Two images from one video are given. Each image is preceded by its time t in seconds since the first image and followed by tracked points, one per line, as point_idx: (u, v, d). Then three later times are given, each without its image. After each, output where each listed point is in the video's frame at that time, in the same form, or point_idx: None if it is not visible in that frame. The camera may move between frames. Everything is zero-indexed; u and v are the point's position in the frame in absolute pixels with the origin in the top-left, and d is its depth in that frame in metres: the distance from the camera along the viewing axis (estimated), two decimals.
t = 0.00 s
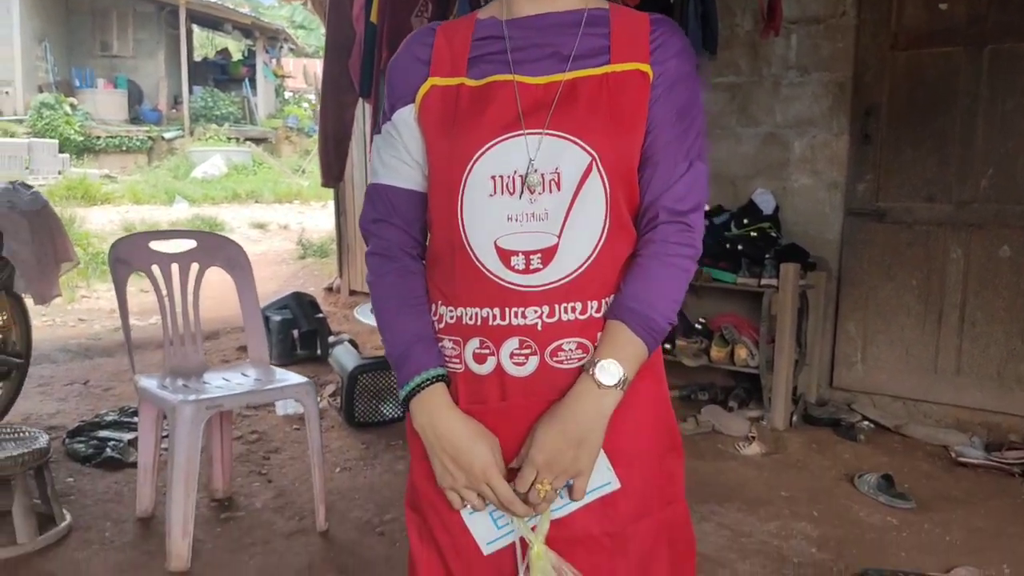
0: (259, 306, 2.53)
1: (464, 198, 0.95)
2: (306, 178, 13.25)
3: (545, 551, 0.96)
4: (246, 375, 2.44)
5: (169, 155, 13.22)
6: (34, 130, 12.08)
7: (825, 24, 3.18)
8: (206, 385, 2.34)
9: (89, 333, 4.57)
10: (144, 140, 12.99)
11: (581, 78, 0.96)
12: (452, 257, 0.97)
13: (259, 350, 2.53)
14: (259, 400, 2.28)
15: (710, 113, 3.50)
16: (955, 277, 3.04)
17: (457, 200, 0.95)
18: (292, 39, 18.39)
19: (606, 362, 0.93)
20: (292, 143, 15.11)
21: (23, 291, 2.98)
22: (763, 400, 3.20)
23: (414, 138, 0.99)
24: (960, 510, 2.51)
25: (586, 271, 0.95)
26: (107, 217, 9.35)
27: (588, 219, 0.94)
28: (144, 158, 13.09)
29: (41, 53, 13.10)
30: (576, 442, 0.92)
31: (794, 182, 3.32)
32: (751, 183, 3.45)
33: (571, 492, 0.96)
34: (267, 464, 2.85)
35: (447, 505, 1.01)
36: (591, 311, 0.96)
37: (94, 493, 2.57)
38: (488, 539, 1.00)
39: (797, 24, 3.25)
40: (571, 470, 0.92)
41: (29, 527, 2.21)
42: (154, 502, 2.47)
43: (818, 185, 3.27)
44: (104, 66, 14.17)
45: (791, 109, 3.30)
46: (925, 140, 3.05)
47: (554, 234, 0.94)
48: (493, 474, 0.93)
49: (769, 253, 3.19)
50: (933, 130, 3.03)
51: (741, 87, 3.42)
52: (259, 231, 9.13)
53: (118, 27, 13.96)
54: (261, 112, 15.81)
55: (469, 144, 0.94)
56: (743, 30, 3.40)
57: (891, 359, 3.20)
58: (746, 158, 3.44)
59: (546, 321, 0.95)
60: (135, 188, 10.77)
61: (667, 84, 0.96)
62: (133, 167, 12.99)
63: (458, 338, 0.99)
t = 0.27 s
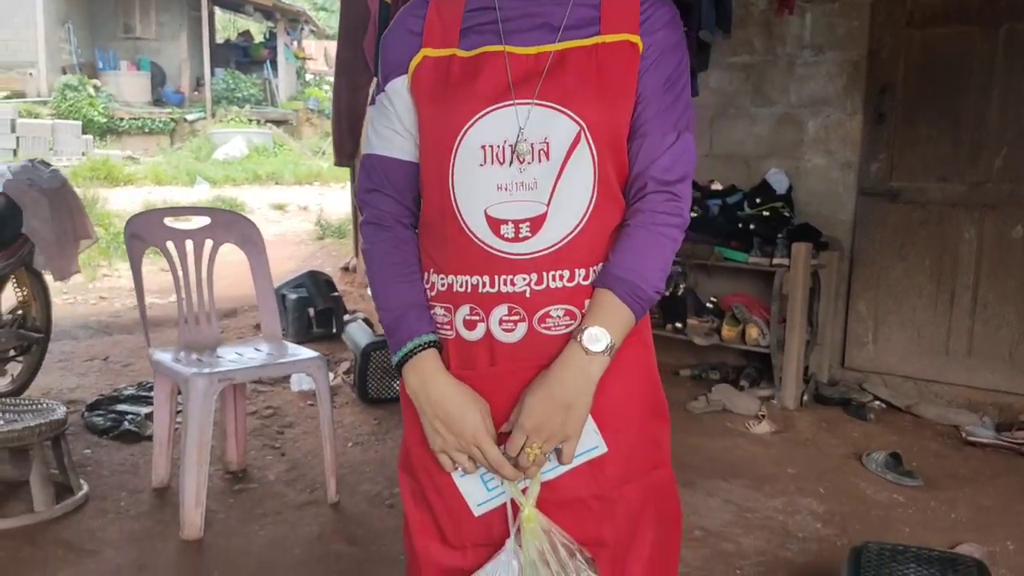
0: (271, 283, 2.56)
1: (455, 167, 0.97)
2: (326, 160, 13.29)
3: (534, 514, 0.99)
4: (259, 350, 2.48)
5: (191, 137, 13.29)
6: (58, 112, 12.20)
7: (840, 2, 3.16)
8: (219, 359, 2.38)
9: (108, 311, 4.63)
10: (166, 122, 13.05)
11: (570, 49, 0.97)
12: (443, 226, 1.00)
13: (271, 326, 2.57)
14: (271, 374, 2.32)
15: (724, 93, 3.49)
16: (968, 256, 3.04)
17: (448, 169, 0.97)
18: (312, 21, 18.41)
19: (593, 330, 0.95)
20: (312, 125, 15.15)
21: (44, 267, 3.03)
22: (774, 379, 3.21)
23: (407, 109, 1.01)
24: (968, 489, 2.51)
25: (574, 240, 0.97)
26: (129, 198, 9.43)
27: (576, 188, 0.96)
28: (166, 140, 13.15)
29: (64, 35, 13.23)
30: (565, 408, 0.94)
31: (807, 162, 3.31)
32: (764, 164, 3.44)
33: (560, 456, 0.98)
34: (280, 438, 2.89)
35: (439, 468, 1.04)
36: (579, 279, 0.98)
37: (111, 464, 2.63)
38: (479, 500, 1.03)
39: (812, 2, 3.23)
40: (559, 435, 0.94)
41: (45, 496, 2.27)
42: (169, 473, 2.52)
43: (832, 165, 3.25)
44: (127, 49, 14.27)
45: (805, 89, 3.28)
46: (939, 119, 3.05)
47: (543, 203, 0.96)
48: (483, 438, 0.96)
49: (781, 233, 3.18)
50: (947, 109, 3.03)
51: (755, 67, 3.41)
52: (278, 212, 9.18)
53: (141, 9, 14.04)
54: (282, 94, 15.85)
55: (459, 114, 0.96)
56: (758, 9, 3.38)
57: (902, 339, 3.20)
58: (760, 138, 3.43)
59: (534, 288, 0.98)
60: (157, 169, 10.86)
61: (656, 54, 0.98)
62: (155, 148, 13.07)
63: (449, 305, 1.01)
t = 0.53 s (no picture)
0: (279, 270, 2.59)
1: (442, 149, 0.99)
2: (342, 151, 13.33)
3: (522, 488, 1.01)
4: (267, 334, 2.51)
5: (207, 128, 13.35)
6: (77, 103, 12.30)
7: None
8: (227, 343, 2.42)
9: (124, 299, 4.68)
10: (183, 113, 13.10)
11: (554, 32, 0.99)
12: (431, 206, 1.02)
13: (279, 312, 2.60)
14: (279, 357, 2.35)
15: (733, 81, 3.49)
16: (975, 243, 3.05)
17: (435, 151, 0.99)
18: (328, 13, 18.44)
19: (577, 309, 0.96)
20: (328, 116, 15.18)
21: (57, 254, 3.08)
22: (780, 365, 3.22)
23: (395, 92, 1.03)
24: (972, 475, 2.52)
25: (559, 219, 0.99)
26: (146, 188, 9.49)
27: (560, 168, 0.98)
28: (184, 131, 13.21)
29: (83, 27, 13.33)
30: (550, 384, 0.96)
31: (815, 149, 3.30)
32: (772, 151, 3.43)
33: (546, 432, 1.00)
34: (289, 423, 2.93)
35: (429, 443, 1.06)
36: (563, 258, 1.00)
37: (124, 447, 2.67)
38: (468, 474, 1.05)
39: None
40: (545, 411, 0.96)
41: (58, 477, 2.32)
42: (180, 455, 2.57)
43: (840, 152, 3.25)
44: (144, 40, 14.36)
45: (813, 76, 3.28)
46: (947, 106, 3.05)
47: (528, 183, 0.98)
48: (471, 414, 0.98)
49: (788, 220, 3.19)
50: (955, 96, 3.04)
51: (763, 54, 3.40)
52: (293, 203, 9.22)
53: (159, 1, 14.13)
54: (298, 85, 15.89)
55: (446, 97, 0.98)
56: None
57: (909, 327, 3.21)
58: (768, 125, 3.43)
59: (519, 267, 1.00)
60: (174, 160, 10.93)
61: (639, 36, 0.99)
62: (173, 139, 13.13)
63: (437, 284, 1.04)
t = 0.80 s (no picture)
0: (288, 259, 2.63)
1: (434, 135, 1.02)
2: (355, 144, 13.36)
3: (512, 467, 1.03)
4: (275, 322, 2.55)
5: (222, 121, 13.44)
6: (93, 97, 12.42)
7: None
8: (236, 331, 2.46)
9: (138, 289, 4.75)
10: (198, 107, 13.14)
11: (543, 21, 1.01)
12: (424, 191, 1.05)
13: (287, 300, 2.64)
14: (286, 345, 2.39)
15: (739, 72, 3.51)
16: (981, 234, 3.05)
17: (428, 137, 1.02)
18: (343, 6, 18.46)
19: (564, 291, 0.98)
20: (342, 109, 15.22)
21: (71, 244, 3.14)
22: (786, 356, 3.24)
23: (390, 80, 1.06)
24: (973, 464, 2.53)
25: (548, 204, 1.02)
26: (160, 181, 9.57)
27: (549, 154, 1.01)
28: (198, 125, 13.20)
29: (99, 21, 13.44)
30: (539, 365, 0.98)
31: (821, 141, 3.31)
32: (778, 143, 3.44)
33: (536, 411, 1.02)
34: (298, 410, 2.98)
35: (422, 422, 1.09)
36: (552, 241, 1.03)
37: (136, 433, 2.72)
38: (461, 453, 1.08)
39: None
40: (535, 391, 0.98)
41: (70, 462, 2.37)
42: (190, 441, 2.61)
43: (846, 143, 3.25)
44: (160, 34, 14.47)
45: (819, 68, 3.29)
46: (953, 98, 3.06)
47: (517, 169, 1.01)
48: (462, 393, 1.00)
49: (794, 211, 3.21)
50: (960, 87, 3.04)
51: (770, 46, 3.42)
52: (306, 196, 9.27)
53: None
54: (312, 79, 15.94)
55: (438, 85, 1.01)
56: None
57: (915, 318, 3.22)
58: (775, 117, 3.44)
59: (510, 251, 1.03)
60: (188, 153, 11.02)
61: (627, 25, 1.02)
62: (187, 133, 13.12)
63: (430, 267, 1.07)
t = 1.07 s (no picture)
0: (301, 246, 2.66)
1: (435, 114, 1.03)
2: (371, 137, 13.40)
3: (512, 442, 1.05)
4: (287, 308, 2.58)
5: (239, 114, 13.50)
6: (111, 91, 12.52)
7: None
8: (250, 317, 2.49)
9: (155, 279, 4.79)
10: (215, 101, 13.21)
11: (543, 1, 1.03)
12: (425, 170, 1.06)
13: (300, 287, 2.67)
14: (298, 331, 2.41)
15: (752, 60, 3.50)
16: (993, 222, 3.04)
17: (429, 116, 1.04)
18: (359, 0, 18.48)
19: (563, 268, 1.00)
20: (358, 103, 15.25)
21: (88, 233, 3.16)
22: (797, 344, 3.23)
23: (392, 61, 1.08)
24: (984, 451, 2.52)
25: (547, 181, 1.03)
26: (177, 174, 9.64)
27: (548, 133, 1.02)
28: (215, 119, 13.26)
29: (117, 15, 13.55)
30: (539, 341, 1.00)
31: (834, 129, 3.30)
32: (791, 131, 3.44)
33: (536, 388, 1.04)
34: (312, 397, 3.00)
35: (423, 398, 1.11)
36: (551, 219, 1.04)
37: (151, 418, 2.76)
38: (461, 429, 1.09)
39: None
40: (534, 366, 1.00)
41: (86, 445, 2.41)
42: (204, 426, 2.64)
43: (859, 132, 3.24)
44: (177, 28, 14.56)
45: (832, 55, 3.28)
46: (966, 85, 3.05)
47: (517, 147, 1.02)
48: (462, 368, 1.02)
49: (806, 199, 3.19)
50: (973, 73, 3.03)
51: (783, 33, 3.41)
52: (321, 189, 9.30)
53: None
54: (328, 72, 15.98)
55: (439, 64, 1.03)
56: None
57: (928, 307, 3.21)
58: (788, 105, 3.43)
59: (509, 228, 1.04)
60: (205, 146, 11.09)
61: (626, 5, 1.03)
62: (204, 126, 13.15)
63: (431, 245, 1.08)
